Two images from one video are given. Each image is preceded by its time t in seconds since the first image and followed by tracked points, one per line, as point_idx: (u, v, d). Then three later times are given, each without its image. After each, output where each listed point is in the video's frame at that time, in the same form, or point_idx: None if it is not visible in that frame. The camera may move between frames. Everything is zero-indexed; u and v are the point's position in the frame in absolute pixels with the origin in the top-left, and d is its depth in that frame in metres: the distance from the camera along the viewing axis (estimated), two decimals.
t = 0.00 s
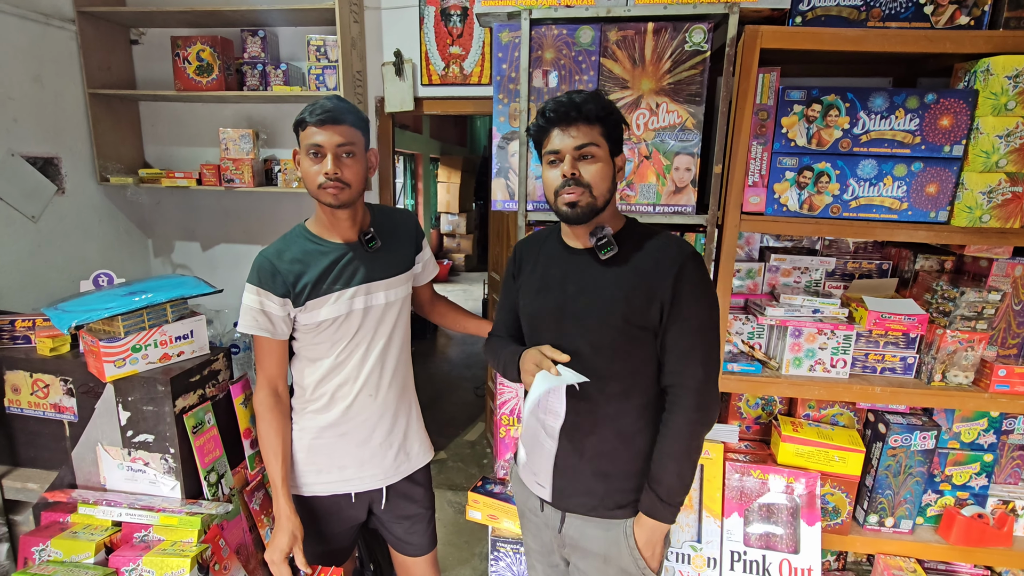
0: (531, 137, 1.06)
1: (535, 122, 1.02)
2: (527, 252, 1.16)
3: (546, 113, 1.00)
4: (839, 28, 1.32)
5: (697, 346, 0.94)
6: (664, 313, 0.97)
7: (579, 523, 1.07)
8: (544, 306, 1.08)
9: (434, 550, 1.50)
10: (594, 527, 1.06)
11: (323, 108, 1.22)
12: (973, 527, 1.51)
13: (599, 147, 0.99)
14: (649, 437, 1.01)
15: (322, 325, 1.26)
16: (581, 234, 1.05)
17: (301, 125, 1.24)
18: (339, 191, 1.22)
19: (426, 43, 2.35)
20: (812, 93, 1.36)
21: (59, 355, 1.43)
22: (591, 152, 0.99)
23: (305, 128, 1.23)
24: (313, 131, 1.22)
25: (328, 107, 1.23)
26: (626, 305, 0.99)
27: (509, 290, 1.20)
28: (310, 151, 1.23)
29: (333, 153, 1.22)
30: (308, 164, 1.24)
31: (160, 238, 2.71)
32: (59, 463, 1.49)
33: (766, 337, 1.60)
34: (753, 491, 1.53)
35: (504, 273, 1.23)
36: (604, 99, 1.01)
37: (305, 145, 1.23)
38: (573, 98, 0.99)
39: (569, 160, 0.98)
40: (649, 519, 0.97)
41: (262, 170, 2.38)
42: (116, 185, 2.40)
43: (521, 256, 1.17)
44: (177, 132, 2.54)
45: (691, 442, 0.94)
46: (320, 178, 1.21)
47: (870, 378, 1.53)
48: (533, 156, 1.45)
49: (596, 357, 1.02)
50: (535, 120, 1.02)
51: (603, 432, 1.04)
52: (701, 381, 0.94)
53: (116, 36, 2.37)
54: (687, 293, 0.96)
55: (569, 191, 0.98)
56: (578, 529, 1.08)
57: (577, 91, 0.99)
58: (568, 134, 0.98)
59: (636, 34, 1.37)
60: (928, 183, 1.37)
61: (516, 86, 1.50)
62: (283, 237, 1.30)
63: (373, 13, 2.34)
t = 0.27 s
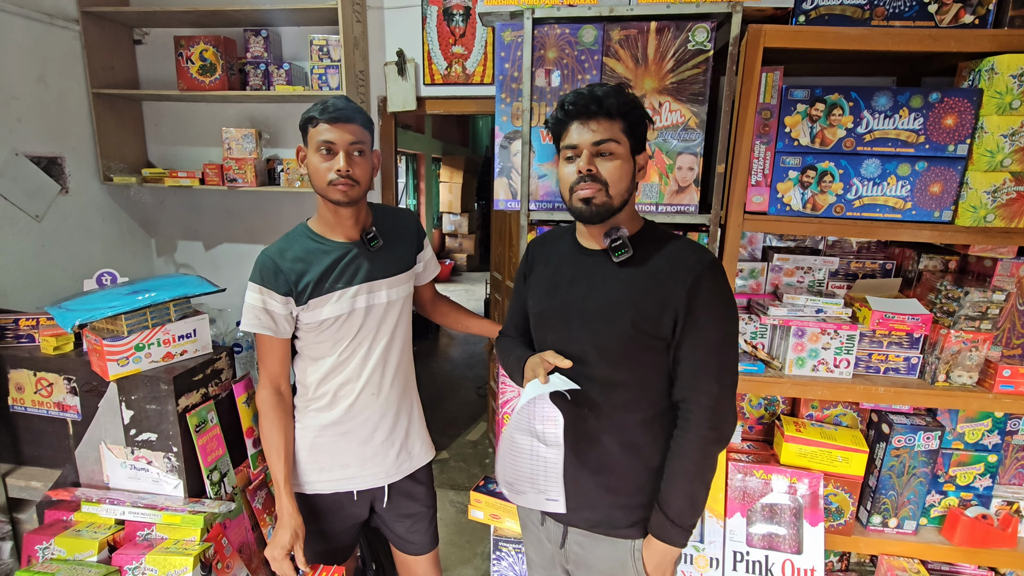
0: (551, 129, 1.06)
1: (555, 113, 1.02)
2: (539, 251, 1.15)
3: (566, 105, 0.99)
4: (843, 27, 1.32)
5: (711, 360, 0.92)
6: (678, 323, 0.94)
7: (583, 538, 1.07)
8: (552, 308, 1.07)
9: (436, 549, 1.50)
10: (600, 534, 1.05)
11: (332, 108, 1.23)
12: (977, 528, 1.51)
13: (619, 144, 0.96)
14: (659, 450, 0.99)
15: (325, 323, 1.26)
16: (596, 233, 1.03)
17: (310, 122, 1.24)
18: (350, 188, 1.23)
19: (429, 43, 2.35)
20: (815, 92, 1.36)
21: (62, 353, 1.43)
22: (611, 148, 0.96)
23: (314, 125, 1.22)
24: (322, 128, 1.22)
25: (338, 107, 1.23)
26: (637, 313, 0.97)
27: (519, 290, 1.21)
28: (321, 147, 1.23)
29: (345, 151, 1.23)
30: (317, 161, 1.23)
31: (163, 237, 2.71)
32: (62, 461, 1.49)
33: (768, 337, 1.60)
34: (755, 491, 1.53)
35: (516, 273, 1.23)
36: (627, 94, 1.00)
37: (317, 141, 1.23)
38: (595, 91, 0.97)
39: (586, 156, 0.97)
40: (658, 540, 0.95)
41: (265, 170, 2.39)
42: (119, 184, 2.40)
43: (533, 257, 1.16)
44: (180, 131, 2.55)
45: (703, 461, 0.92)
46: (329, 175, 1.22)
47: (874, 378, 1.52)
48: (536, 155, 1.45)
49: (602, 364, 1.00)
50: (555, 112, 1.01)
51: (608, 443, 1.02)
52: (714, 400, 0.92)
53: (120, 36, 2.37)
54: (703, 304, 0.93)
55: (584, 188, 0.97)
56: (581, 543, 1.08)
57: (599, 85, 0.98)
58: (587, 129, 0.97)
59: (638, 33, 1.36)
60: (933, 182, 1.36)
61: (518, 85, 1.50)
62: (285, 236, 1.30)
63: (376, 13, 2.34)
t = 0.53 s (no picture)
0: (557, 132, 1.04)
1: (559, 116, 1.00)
2: (549, 252, 1.14)
3: (566, 108, 0.97)
4: (845, 27, 1.31)
5: (726, 375, 0.89)
6: (690, 333, 0.92)
7: (585, 555, 1.06)
8: (558, 310, 1.06)
9: (436, 548, 1.50)
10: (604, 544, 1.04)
11: (340, 110, 1.23)
12: (978, 529, 1.50)
13: (622, 147, 0.93)
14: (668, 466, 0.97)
15: (325, 323, 1.26)
16: (606, 238, 1.01)
17: (316, 122, 1.23)
18: (355, 190, 1.23)
19: (430, 43, 2.35)
20: (817, 91, 1.35)
21: (63, 353, 1.44)
22: (613, 152, 0.93)
23: (321, 126, 1.22)
24: (329, 130, 1.22)
25: (346, 110, 1.23)
26: (647, 322, 0.95)
27: (526, 291, 1.21)
28: (328, 147, 1.23)
29: (354, 154, 1.23)
30: (324, 160, 1.23)
31: (164, 237, 2.72)
32: (63, 461, 1.50)
33: (769, 337, 1.59)
34: (757, 492, 1.52)
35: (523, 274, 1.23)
36: (633, 93, 0.96)
37: (323, 142, 1.22)
38: (595, 92, 0.95)
39: (588, 161, 0.95)
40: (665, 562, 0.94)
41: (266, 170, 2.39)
42: (121, 184, 2.41)
43: (541, 257, 1.16)
44: (182, 131, 2.55)
45: (715, 481, 0.89)
46: (336, 177, 1.22)
47: (876, 379, 1.51)
48: (537, 155, 1.45)
49: (610, 372, 0.99)
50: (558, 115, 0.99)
51: (613, 454, 1.01)
52: (728, 417, 0.89)
53: (121, 36, 2.38)
54: (718, 315, 0.90)
55: (585, 194, 0.95)
56: (584, 558, 1.06)
57: (601, 85, 0.95)
58: (588, 133, 0.94)
59: (639, 33, 1.36)
60: (934, 182, 1.36)
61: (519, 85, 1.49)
62: (285, 236, 1.30)
63: (377, 13, 2.34)
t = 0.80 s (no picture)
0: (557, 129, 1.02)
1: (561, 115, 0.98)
2: (554, 253, 1.15)
3: (568, 109, 0.95)
4: (846, 26, 1.31)
5: (732, 383, 0.88)
6: (694, 340, 0.91)
7: (587, 562, 1.06)
8: (562, 313, 1.06)
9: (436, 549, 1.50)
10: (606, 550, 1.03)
11: (342, 111, 1.22)
12: (980, 529, 1.50)
13: (626, 151, 0.92)
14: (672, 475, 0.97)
15: (324, 323, 1.26)
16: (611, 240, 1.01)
17: (318, 122, 1.23)
18: (356, 191, 1.23)
19: (430, 43, 2.34)
20: (818, 91, 1.35)
21: (63, 353, 1.44)
22: (616, 156, 0.92)
23: (323, 127, 1.22)
24: (331, 131, 1.22)
25: (346, 110, 1.23)
26: (651, 327, 0.94)
27: (531, 292, 1.21)
28: (329, 148, 1.22)
29: (355, 155, 1.23)
30: (325, 161, 1.22)
31: (165, 237, 2.72)
32: (63, 461, 1.50)
33: (770, 337, 1.58)
34: (758, 492, 1.52)
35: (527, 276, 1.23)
36: (638, 92, 0.93)
37: (323, 143, 1.22)
38: (598, 94, 0.92)
39: (591, 166, 0.94)
40: (667, 573, 0.94)
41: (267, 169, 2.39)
42: (121, 184, 2.41)
43: (546, 258, 1.16)
44: (182, 131, 2.55)
45: (720, 490, 0.89)
46: (337, 177, 1.22)
47: (877, 379, 1.51)
48: (538, 155, 1.44)
49: (612, 378, 0.98)
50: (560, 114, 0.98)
51: (615, 461, 1.00)
52: (735, 426, 0.88)
53: (122, 35, 2.38)
54: (724, 322, 0.88)
55: (591, 200, 0.95)
56: (586, 568, 1.07)
57: (605, 85, 0.93)
58: (591, 136, 0.93)
59: (640, 32, 1.36)
60: (936, 182, 1.35)
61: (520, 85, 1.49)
62: (285, 235, 1.30)
63: (377, 12, 2.34)
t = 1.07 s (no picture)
0: (565, 121, 1.00)
1: (577, 105, 0.95)
2: (550, 255, 1.13)
3: (589, 97, 0.93)
4: (847, 25, 1.30)
5: (734, 385, 0.87)
6: (696, 342, 0.90)
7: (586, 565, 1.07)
8: (558, 317, 1.04)
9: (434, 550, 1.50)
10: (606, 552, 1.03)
11: (338, 110, 1.21)
12: (981, 530, 1.49)
13: (647, 146, 0.93)
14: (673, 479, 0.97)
15: (322, 322, 1.26)
16: (610, 241, 0.99)
17: (314, 122, 1.23)
18: (354, 190, 1.23)
19: (430, 42, 2.34)
20: (819, 90, 1.34)
21: (61, 353, 1.43)
22: (637, 150, 0.92)
23: (319, 126, 1.22)
24: (327, 130, 1.22)
25: (343, 110, 1.22)
26: (651, 331, 0.93)
27: (527, 297, 1.19)
28: (326, 148, 1.22)
29: (352, 154, 1.22)
30: (322, 161, 1.22)
31: (164, 237, 2.72)
32: (61, 461, 1.49)
33: (771, 336, 1.58)
34: (758, 493, 1.51)
35: (522, 280, 1.22)
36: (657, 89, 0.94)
37: (321, 143, 1.22)
38: (624, 85, 0.92)
39: (612, 159, 0.93)
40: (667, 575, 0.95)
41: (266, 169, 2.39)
42: (120, 183, 2.41)
43: (541, 261, 1.15)
44: (182, 131, 2.54)
45: (722, 493, 0.88)
46: (334, 177, 1.22)
47: (878, 380, 1.50)
48: (537, 154, 1.44)
49: (611, 382, 0.97)
50: (577, 103, 0.95)
51: (615, 465, 1.00)
52: (737, 430, 0.88)
53: (121, 34, 2.37)
54: (725, 323, 0.88)
55: (608, 194, 0.93)
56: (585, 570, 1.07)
57: (628, 77, 0.92)
58: (614, 128, 0.92)
59: (640, 31, 1.35)
60: (938, 181, 1.35)
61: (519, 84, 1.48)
62: (284, 235, 1.29)
63: (377, 11, 2.33)
